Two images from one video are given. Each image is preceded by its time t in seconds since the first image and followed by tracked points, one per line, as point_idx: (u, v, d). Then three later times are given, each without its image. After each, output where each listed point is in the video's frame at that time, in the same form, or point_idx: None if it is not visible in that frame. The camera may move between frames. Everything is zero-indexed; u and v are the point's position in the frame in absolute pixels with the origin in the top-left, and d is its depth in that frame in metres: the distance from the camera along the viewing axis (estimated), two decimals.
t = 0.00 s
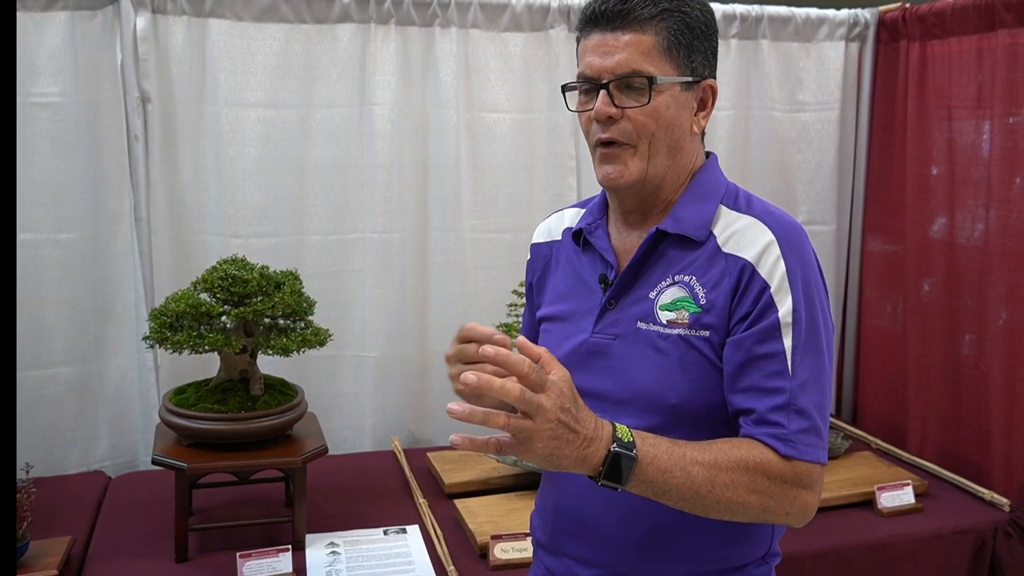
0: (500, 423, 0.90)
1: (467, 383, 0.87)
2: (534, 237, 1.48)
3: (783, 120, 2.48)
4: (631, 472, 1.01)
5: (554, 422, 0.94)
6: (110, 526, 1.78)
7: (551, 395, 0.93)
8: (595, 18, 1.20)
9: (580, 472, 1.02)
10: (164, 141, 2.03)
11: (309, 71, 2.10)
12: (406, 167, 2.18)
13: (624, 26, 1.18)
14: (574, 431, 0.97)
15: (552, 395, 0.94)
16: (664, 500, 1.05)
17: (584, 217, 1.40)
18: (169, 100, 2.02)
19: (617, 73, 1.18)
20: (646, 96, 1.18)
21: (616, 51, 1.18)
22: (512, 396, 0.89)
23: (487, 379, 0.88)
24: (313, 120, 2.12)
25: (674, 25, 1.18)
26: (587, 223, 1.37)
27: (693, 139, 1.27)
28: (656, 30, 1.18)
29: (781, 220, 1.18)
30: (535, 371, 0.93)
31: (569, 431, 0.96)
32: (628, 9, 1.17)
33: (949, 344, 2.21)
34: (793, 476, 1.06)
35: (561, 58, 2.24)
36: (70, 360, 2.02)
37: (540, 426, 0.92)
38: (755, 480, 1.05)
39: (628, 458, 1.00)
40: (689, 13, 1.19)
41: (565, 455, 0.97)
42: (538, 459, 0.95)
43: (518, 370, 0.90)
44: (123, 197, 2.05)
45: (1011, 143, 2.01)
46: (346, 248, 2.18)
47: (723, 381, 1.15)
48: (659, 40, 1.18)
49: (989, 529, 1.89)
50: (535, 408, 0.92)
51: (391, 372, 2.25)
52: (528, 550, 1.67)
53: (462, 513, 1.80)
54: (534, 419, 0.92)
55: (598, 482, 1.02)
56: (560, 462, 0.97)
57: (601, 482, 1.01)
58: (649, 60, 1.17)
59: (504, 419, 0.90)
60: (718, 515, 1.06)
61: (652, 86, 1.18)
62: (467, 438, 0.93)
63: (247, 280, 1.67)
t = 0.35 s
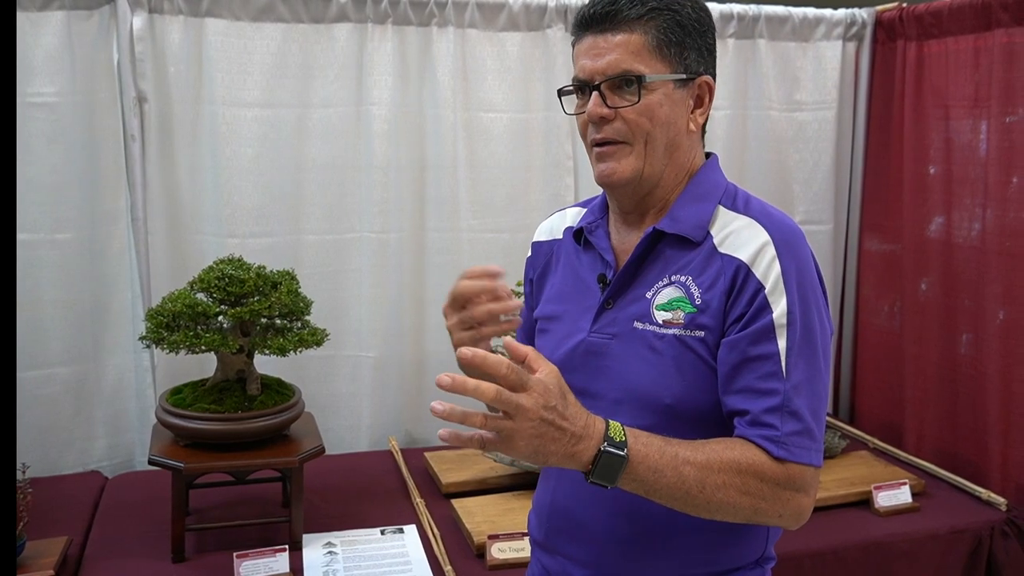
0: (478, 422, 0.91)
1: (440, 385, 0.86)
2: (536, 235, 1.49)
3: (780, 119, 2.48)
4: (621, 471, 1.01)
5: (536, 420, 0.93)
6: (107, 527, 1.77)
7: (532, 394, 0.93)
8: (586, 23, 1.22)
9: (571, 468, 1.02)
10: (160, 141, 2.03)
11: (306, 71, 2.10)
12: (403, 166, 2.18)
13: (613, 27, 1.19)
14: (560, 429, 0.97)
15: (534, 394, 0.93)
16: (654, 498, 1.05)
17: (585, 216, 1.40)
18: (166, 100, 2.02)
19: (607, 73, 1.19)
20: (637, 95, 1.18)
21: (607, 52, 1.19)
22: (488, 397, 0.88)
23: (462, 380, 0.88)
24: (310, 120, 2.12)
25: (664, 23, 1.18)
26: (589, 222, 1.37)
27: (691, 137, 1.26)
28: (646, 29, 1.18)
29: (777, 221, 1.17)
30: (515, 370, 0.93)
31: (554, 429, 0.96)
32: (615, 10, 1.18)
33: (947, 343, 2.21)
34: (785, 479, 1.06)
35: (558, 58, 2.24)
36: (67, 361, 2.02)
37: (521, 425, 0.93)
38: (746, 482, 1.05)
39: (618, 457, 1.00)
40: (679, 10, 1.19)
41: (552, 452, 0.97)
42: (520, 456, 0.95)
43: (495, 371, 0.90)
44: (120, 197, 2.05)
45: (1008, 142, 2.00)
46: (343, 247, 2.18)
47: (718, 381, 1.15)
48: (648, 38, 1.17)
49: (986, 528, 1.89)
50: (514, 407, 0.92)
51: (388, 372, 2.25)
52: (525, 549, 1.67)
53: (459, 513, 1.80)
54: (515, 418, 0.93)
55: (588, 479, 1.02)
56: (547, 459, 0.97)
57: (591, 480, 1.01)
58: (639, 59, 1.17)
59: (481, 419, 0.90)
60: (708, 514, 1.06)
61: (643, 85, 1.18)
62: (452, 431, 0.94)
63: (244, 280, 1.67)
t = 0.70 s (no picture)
0: (498, 310, 0.97)
1: (478, 264, 0.95)
2: (534, 237, 1.49)
3: (777, 120, 2.48)
4: (622, 410, 1.03)
5: (553, 327, 0.99)
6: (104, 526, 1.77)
7: (556, 304, 1.00)
8: (578, 24, 1.23)
9: (574, 403, 1.04)
10: (158, 141, 2.03)
11: (304, 71, 2.10)
12: (401, 166, 2.18)
13: (603, 28, 1.20)
14: (572, 350, 1.01)
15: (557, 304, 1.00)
16: (648, 451, 1.06)
17: (583, 218, 1.40)
18: (163, 100, 2.02)
19: (597, 72, 1.19)
20: (626, 92, 1.18)
21: (597, 51, 1.20)
22: (514, 285, 0.96)
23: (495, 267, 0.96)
24: (308, 120, 2.12)
25: (653, 22, 1.19)
26: (585, 224, 1.37)
27: (685, 137, 1.25)
28: (635, 28, 1.19)
29: (773, 218, 1.18)
30: (544, 277, 1.00)
31: (568, 345, 1.01)
32: (603, 11, 1.20)
33: (944, 343, 2.22)
34: (780, 464, 1.07)
35: (556, 58, 2.24)
36: (65, 361, 2.02)
37: (537, 324, 0.99)
38: (739, 456, 1.05)
39: (622, 394, 1.03)
40: (669, 11, 1.20)
41: (559, 368, 1.01)
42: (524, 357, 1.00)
43: (526, 272, 0.97)
44: (117, 196, 2.05)
45: (1005, 143, 2.01)
46: (340, 247, 2.18)
47: (716, 378, 1.15)
48: (637, 37, 1.18)
49: (982, 527, 1.90)
50: (535, 306, 0.99)
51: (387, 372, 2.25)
52: (522, 549, 1.67)
53: (457, 513, 1.80)
54: (532, 317, 0.99)
55: (591, 415, 1.03)
56: (553, 375, 1.01)
57: (592, 413, 1.03)
58: (628, 57, 1.18)
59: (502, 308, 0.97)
60: (697, 482, 1.06)
61: (632, 82, 1.18)
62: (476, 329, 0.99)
63: (241, 279, 1.66)
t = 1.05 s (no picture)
0: (485, 343, 0.97)
1: (455, 300, 0.93)
2: (524, 240, 1.48)
3: (774, 119, 2.48)
4: (622, 430, 1.02)
5: (540, 354, 0.98)
6: (100, 526, 1.77)
7: (540, 328, 0.99)
8: (569, 22, 1.24)
9: (571, 427, 1.03)
10: (153, 140, 2.02)
11: (300, 70, 2.10)
12: (397, 165, 2.18)
13: (591, 25, 1.21)
14: (562, 376, 1.00)
15: (542, 330, 0.99)
16: (649, 467, 1.05)
17: (572, 218, 1.40)
18: (159, 98, 2.02)
19: (581, 69, 1.20)
20: (608, 90, 1.18)
21: (583, 48, 1.20)
22: (496, 316, 0.94)
23: (473, 299, 0.94)
24: (304, 119, 2.12)
25: (640, 21, 1.18)
26: (574, 224, 1.37)
27: (672, 137, 1.24)
28: (622, 26, 1.19)
29: (763, 215, 1.18)
30: (525, 303, 0.99)
31: (558, 372, 1.00)
32: (591, 8, 1.20)
33: (940, 342, 2.22)
34: (778, 463, 1.07)
35: (552, 58, 2.24)
36: (61, 360, 2.02)
37: (525, 352, 0.98)
38: (740, 461, 1.05)
39: (620, 415, 1.01)
40: (660, 10, 1.19)
41: (552, 395, 1.00)
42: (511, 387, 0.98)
43: (506, 299, 0.96)
44: (113, 195, 2.04)
45: (1001, 142, 2.01)
46: (337, 246, 2.17)
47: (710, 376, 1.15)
48: (623, 35, 1.18)
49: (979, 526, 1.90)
50: (520, 333, 0.98)
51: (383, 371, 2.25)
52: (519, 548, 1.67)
53: (453, 512, 1.80)
54: (520, 345, 0.98)
55: (589, 437, 1.03)
56: (547, 403, 1.00)
57: (591, 436, 1.02)
58: (612, 55, 1.18)
59: (489, 341, 0.97)
60: (700, 491, 1.06)
61: (614, 80, 1.18)
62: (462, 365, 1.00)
63: (237, 278, 1.66)
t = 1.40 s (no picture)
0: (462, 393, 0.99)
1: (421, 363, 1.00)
2: (528, 237, 1.49)
3: (772, 119, 2.48)
4: (617, 450, 1.03)
5: (518, 389, 1.00)
6: (98, 526, 1.77)
7: (516, 364, 1.01)
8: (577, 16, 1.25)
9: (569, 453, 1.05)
10: (151, 140, 2.02)
11: (298, 70, 2.09)
12: (395, 165, 2.18)
13: (596, 20, 1.22)
14: (547, 404, 1.02)
15: (518, 365, 1.01)
16: (652, 482, 1.06)
17: (573, 216, 1.40)
18: (157, 98, 2.01)
19: (583, 63, 1.21)
20: (607, 84, 1.19)
21: (586, 42, 1.21)
22: (464, 366, 1.00)
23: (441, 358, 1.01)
24: (302, 119, 2.12)
25: (644, 18, 1.19)
26: (574, 222, 1.38)
27: (671, 135, 1.24)
28: (626, 22, 1.19)
29: (759, 216, 1.17)
30: (496, 343, 1.03)
31: (541, 402, 1.01)
32: (596, 4, 1.22)
33: (938, 342, 2.22)
34: (785, 467, 1.06)
35: (550, 58, 2.25)
36: (58, 360, 2.01)
37: (502, 393, 1.00)
38: (744, 469, 1.05)
39: (613, 435, 1.03)
40: (665, 8, 1.18)
41: (541, 426, 1.01)
42: (504, 427, 1.01)
43: (473, 346, 1.01)
44: (111, 195, 2.04)
45: (998, 142, 2.01)
46: (335, 246, 2.17)
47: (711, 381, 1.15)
48: (625, 31, 1.19)
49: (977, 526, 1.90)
50: (494, 374, 1.01)
51: (381, 371, 2.25)
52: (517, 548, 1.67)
53: (452, 512, 1.80)
54: (497, 386, 1.00)
55: (587, 460, 1.04)
56: (538, 434, 1.01)
57: (588, 459, 1.04)
58: (613, 50, 1.19)
59: (464, 390, 0.99)
60: (706, 501, 1.07)
61: (614, 75, 1.19)
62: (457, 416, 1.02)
63: (235, 278, 1.66)
